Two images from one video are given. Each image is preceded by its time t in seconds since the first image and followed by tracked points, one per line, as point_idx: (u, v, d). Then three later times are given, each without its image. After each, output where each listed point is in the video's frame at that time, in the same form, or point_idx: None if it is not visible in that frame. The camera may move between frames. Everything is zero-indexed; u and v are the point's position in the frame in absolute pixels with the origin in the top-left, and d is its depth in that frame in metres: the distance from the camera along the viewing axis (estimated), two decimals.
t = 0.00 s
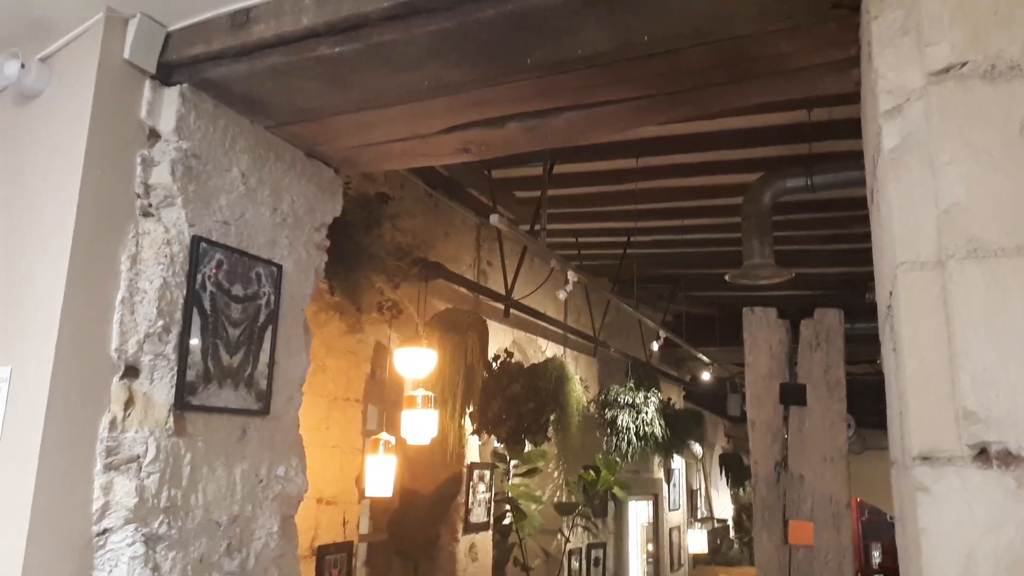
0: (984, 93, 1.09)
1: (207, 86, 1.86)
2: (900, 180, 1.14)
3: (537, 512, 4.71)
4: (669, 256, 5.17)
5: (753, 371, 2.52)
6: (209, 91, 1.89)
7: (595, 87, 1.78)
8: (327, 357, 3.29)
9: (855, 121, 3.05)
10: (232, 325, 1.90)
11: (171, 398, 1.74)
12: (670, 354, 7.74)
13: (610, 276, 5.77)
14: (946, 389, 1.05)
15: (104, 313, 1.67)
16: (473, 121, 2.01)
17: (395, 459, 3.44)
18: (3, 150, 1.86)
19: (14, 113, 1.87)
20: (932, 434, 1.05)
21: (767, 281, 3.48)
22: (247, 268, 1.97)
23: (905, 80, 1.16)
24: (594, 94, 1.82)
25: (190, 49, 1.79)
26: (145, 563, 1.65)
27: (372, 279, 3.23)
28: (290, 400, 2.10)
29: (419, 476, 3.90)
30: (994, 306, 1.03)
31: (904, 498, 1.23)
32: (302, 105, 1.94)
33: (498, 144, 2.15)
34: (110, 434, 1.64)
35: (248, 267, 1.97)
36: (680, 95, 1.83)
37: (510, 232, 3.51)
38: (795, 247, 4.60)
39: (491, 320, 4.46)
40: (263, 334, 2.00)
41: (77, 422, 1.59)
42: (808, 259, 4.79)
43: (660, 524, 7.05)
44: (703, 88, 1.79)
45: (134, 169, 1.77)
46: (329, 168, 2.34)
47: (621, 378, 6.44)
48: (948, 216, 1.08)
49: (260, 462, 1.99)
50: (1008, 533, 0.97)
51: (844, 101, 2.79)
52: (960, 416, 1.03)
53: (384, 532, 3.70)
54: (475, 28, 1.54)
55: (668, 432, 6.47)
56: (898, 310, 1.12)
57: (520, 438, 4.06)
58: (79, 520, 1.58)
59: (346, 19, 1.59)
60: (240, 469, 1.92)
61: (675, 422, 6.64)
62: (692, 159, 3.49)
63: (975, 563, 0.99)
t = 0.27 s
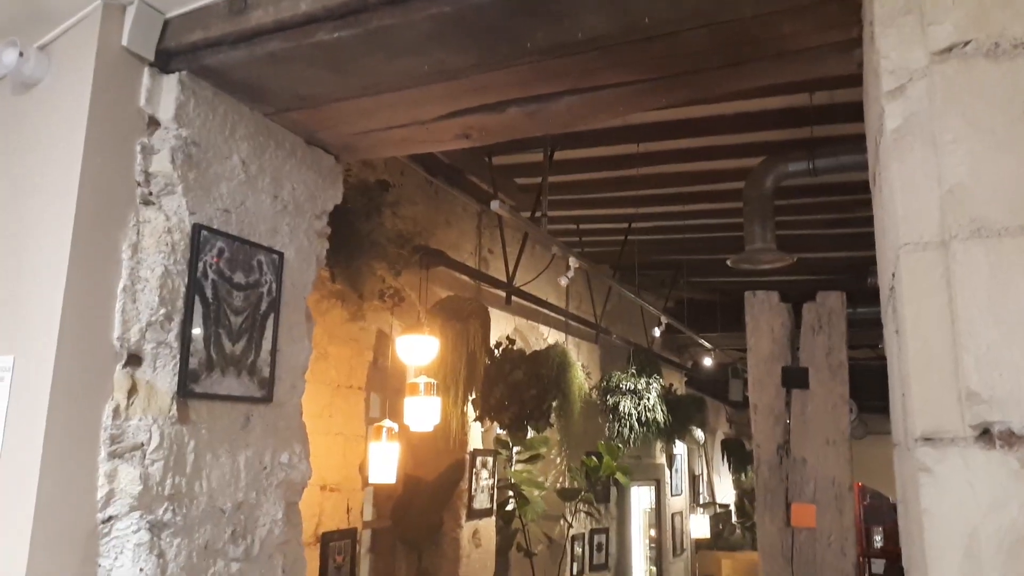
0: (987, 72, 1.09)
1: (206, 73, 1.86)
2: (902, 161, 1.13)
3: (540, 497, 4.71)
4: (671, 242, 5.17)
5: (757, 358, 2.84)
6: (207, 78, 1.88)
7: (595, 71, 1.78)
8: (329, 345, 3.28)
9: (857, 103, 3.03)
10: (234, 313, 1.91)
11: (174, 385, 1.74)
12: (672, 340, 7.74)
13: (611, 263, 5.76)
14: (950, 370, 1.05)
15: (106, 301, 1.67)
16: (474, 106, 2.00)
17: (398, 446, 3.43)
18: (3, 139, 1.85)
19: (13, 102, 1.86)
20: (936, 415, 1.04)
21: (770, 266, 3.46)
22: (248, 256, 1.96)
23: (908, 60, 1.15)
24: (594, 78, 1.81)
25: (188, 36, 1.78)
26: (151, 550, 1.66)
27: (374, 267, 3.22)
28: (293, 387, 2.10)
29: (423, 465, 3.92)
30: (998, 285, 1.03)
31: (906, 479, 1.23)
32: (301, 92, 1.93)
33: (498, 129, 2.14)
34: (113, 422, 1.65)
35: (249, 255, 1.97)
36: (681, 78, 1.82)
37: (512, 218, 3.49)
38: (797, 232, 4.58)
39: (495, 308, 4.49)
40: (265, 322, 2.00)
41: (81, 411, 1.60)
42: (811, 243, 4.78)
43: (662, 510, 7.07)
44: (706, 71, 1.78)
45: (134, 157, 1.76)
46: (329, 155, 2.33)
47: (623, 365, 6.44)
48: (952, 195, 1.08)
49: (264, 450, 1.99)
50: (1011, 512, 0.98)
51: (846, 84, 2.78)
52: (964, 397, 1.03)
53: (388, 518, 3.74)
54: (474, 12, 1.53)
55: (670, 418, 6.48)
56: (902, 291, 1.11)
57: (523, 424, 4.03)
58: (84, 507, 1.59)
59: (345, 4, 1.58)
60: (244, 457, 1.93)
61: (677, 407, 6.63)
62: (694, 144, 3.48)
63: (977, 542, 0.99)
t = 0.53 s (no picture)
0: (994, 42, 1.08)
1: (206, 44, 1.84)
2: (908, 131, 1.12)
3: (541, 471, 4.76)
4: (673, 218, 5.15)
5: (758, 330, 2.85)
6: (207, 49, 1.87)
7: (598, 42, 1.76)
8: (331, 320, 3.28)
9: (862, 77, 3.01)
10: (236, 286, 1.91)
11: (178, 357, 1.75)
12: (673, 317, 7.75)
13: (613, 239, 5.75)
14: (952, 340, 1.05)
15: (108, 273, 1.67)
16: (475, 78, 1.99)
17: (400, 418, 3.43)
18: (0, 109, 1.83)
19: (12, 73, 1.83)
20: (937, 385, 1.04)
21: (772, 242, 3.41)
22: (250, 229, 1.96)
23: (915, 30, 1.13)
24: (597, 49, 1.80)
25: (188, 6, 1.77)
26: (155, 519, 1.67)
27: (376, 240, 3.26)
28: (295, 360, 2.11)
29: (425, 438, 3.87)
30: (1002, 256, 1.03)
31: (906, 449, 1.23)
32: (302, 64, 1.91)
33: (501, 102, 2.13)
34: (117, 393, 1.66)
35: (251, 228, 1.96)
36: (685, 50, 1.81)
37: (514, 192, 3.47)
38: (800, 207, 4.57)
39: (496, 284, 4.49)
40: (268, 295, 2.00)
41: (85, 382, 1.61)
42: (814, 219, 4.77)
43: (662, 484, 7.12)
44: (709, 43, 1.77)
45: (134, 128, 1.75)
46: (330, 129, 2.32)
47: (624, 340, 6.46)
48: (957, 165, 1.07)
49: (267, 421, 2.00)
50: (1012, 481, 0.98)
51: (851, 57, 2.76)
52: (965, 367, 1.03)
53: (390, 492, 3.70)
54: None
55: (670, 393, 6.50)
56: (905, 263, 1.10)
57: (524, 398, 4.04)
58: (89, 477, 1.60)
59: None
60: (247, 428, 1.94)
61: (677, 382, 6.66)
62: (697, 118, 3.46)
63: (977, 511, 1.00)
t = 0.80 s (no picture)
0: (999, 5, 1.07)
1: (202, 10, 1.82)
2: (910, 96, 1.10)
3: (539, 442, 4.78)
4: (673, 191, 5.13)
5: (757, 297, 2.87)
6: (204, 15, 1.85)
7: (597, 8, 1.74)
8: (331, 291, 3.28)
9: (865, 47, 2.99)
10: (235, 255, 1.90)
11: (177, 325, 1.75)
12: (672, 290, 7.75)
13: (613, 212, 5.73)
14: (952, 307, 1.04)
15: (107, 241, 1.66)
16: (474, 46, 1.97)
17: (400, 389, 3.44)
18: None
19: (6, 39, 1.81)
20: (936, 351, 1.04)
21: (772, 213, 3.41)
22: (249, 198, 1.95)
23: None
24: (596, 16, 1.78)
25: None
26: (157, 486, 1.69)
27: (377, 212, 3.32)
28: (295, 330, 2.11)
29: (427, 407, 4.03)
30: (1003, 222, 1.02)
31: (904, 416, 1.24)
32: (299, 30, 1.89)
33: (499, 71, 2.11)
34: (118, 361, 1.66)
35: (249, 197, 1.95)
36: (686, 17, 1.79)
37: (514, 163, 3.45)
38: (801, 180, 4.55)
39: (496, 257, 4.48)
40: (267, 265, 1.99)
41: (84, 349, 1.61)
42: (813, 192, 4.75)
43: (660, 456, 7.17)
44: (710, 9, 1.75)
45: (131, 95, 1.73)
46: (329, 97, 2.29)
47: (623, 314, 6.47)
48: (960, 131, 1.06)
49: (267, 390, 2.01)
50: (1009, 447, 0.99)
51: (854, 26, 2.73)
52: (964, 333, 1.03)
53: (389, 461, 3.80)
54: None
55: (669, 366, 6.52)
56: (906, 230, 1.10)
57: (523, 370, 4.04)
58: (90, 444, 1.61)
59: None
60: (248, 397, 1.95)
61: (675, 355, 6.67)
62: (698, 89, 3.43)
63: (972, 476, 1.00)
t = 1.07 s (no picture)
0: None
1: None
2: (909, 72, 1.10)
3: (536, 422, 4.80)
4: (670, 170, 5.11)
5: (752, 277, 2.36)
6: None
7: None
8: (327, 271, 3.27)
9: (863, 24, 2.97)
10: (230, 233, 1.89)
11: (173, 303, 1.75)
12: (668, 271, 7.76)
13: (609, 192, 5.72)
14: (947, 282, 1.05)
15: (101, 218, 1.66)
16: (470, 21, 1.95)
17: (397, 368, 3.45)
18: None
19: None
20: (931, 327, 1.04)
21: (770, 192, 3.41)
22: (244, 175, 1.94)
23: None
24: None
25: None
26: (154, 462, 1.69)
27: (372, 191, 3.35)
28: (291, 308, 2.10)
29: (422, 387, 4.01)
30: (999, 198, 1.02)
31: (899, 391, 1.25)
32: (294, 5, 1.88)
33: (496, 47, 2.09)
34: (114, 338, 1.66)
35: (245, 173, 1.94)
36: None
37: (511, 142, 3.43)
38: (798, 159, 4.54)
39: (492, 237, 4.48)
40: (262, 243, 1.99)
41: (80, 326, 1.60)
42: (811, 172, 4.75)
43: (655, 436, 7.22)
44: None
45: (124, 71, 1.72)
46: (324, 74, 2.28)
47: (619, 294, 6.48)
48: (958, 107, 1.06)
49: (263, 368, 2.01)
50: (1003, 423, 0.99)
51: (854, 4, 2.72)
52: (959, 309, 1.03)
53: (385, 441, 3.84)
54: None
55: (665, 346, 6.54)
56: (903, 205, 1.10)
57: (519, 350, 4.06)
58: (87, 421, 1.61)
59: None
60: (244, 374, 1.95)
61: (671, 335, 6.69)
62: (696, 67, 3.41)
63: (966, 451, 1.01)
